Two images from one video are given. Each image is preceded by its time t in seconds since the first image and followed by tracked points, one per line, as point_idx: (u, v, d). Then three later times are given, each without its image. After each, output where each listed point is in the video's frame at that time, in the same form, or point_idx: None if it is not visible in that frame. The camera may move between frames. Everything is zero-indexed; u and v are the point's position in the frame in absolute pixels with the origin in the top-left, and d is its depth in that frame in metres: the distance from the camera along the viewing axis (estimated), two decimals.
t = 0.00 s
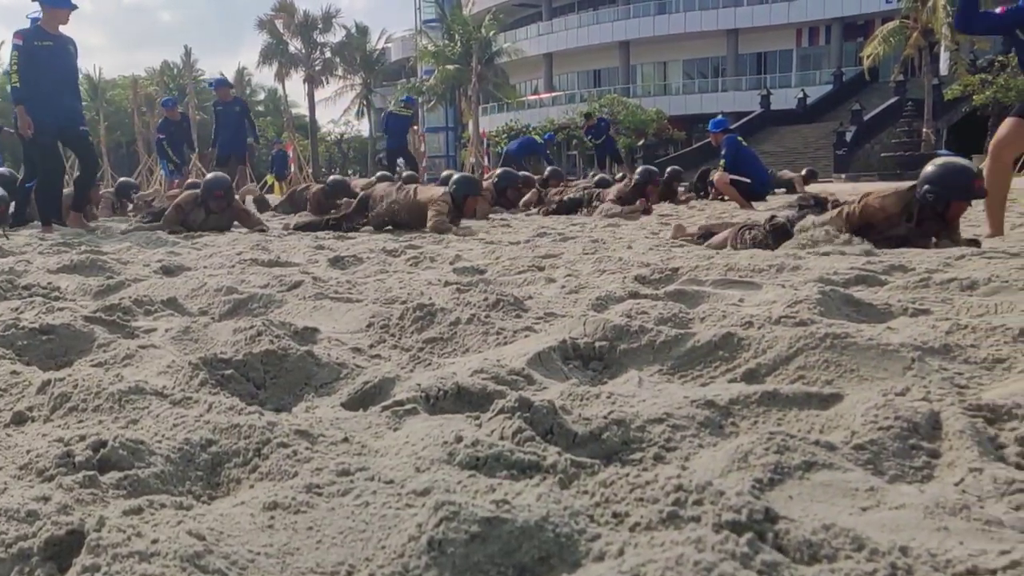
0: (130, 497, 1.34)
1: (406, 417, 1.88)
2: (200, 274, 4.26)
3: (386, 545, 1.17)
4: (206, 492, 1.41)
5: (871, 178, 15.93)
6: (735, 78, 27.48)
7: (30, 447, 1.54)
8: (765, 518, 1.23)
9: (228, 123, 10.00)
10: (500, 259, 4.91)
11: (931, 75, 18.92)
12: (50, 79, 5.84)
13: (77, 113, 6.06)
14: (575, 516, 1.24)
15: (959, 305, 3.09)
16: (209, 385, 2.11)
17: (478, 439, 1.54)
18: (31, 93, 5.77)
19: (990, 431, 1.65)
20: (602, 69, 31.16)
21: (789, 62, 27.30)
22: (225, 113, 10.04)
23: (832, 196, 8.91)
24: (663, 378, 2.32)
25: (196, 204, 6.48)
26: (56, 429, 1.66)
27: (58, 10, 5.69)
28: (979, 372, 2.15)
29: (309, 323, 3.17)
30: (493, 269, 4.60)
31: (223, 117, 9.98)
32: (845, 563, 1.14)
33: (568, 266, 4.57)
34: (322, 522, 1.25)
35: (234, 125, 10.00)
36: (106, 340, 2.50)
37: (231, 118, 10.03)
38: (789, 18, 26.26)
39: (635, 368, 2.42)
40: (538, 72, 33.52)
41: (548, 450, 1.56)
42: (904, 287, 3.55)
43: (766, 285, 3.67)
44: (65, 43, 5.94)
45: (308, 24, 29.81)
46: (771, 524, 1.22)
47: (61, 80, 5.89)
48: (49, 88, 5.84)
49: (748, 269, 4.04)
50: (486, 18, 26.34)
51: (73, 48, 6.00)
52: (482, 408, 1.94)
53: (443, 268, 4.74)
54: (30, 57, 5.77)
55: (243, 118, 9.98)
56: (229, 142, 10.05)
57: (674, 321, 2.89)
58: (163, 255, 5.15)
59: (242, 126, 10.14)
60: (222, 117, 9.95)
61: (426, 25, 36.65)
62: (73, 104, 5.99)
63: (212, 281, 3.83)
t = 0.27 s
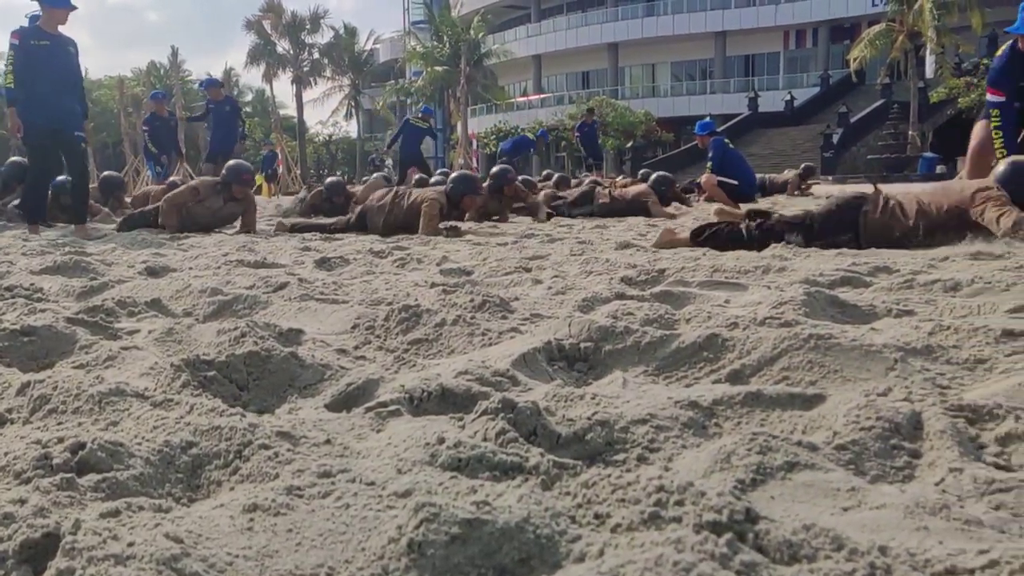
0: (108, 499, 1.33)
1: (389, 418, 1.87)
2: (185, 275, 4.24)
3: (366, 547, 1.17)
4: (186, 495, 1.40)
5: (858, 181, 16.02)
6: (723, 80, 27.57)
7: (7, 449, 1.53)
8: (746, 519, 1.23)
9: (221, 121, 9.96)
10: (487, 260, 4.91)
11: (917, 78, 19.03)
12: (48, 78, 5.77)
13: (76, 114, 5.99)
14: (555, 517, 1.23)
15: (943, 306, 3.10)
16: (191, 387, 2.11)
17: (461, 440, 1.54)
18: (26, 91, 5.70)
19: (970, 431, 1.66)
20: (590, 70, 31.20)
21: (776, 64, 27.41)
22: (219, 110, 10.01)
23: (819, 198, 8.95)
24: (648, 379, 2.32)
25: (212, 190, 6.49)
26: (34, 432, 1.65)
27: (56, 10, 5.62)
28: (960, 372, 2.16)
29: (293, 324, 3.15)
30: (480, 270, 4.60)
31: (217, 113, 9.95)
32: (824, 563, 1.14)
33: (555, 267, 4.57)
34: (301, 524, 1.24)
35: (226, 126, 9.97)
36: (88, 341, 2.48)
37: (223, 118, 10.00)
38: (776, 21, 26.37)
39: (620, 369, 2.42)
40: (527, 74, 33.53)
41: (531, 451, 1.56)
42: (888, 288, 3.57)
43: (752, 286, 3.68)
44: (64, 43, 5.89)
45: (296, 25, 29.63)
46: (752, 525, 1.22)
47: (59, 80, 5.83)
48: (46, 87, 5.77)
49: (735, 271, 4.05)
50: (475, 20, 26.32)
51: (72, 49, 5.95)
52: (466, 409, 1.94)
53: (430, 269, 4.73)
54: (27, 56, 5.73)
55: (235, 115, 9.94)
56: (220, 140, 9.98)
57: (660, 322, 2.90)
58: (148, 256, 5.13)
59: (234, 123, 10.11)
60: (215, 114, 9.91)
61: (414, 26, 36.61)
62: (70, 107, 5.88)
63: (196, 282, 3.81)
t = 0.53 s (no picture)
0: (83, 508, 1.33)
1: (369, 424, 1.86)
2: (165, 278, 4.21)
3: (345, 554, 1.16)
4: (162, 502, 1.39)
5: (839, 184, 16.13)
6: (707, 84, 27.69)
7: None
8: (724, 524, 1.24)
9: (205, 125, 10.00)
10: (471, 263, 4.90)
11: (898, 82, 19.19)
12: (44, 77, 5.66)
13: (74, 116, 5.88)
14: (534, 523, 1.23)
15: (921, 309, 3.13)
16: (169, 393, 2.10)
17: (440, 445, 1.53)
18: (22, 89, 5.59)
19: (947, 435, 1.67)
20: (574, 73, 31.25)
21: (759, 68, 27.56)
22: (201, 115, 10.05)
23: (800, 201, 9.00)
24: (629, 383, 2.32)
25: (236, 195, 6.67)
26: (9, 439, 1.64)
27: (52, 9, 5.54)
28: (938, 376, 2.17)
29: (275, 328, 3.14)
30: (463, 273, 4.59)
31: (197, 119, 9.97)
32: (801, 568, 1.14)
33: (538, 270, 4.57)
34: (278, 531, 1.23)
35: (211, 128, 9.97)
36: (66, 346, 2.47)
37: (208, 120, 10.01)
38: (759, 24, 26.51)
39: (601, 373, 2.42)
40: (511, 76, 33.54)
41: (511, 457, 1.56)
42: (868, 292, 3.59)
43: (734, 289, 3.70)
44: (65, 43, 5.80)
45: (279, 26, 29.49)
46: (729, 530, 1.22)
47: (57, 80, 5.73)
48: (43, 86, 5.67)
49: (717, 274, 4.07)
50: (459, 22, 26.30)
51: (73, 48, 5.86)
52: (446, 414, 1.93)
53: (413, 272, 4.72)
54: (24, 54, 5.63)
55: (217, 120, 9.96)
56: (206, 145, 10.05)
57: (642, 326, 2.90)
58: (128, 259, 5.09)
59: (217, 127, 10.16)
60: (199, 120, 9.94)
61: (399, 28, 36.52)
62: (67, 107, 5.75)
63: (177, 285, 3.79)
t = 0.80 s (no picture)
0: (48, 517, 1.33)
1: (343, 430, 1.85)
2: (140, 282, 4.18)
3: (312, 563, 1.16)
4: (129, 511, 1.40)
5: (817, 187, 16.26)
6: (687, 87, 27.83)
7: None
8: (694, 529, 1.25)
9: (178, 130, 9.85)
10: (449, 267, 4.90)
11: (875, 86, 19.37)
12: (27, 77, 5.75)
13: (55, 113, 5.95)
14: (504, 530, 1.23)
15: (895, 313, 3.16)
16: (140, 400, 2.09)
17: (413, 452, 1.53)
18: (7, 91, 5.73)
19: (917, 439, 1.69)
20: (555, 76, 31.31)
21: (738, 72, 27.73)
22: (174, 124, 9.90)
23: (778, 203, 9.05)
24: (605, 387, 2.32)
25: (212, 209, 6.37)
26: None
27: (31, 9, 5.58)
28: (909, 380, 2.20)
29: (250, 332, 3.12)
30: (442, 276, 4.58)
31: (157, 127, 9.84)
32: (769, 573, 1.15)
33: (517, 274, 4.57)
34: (246, 540, 1.23)
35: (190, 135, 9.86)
36: (36, 352, 2.45)
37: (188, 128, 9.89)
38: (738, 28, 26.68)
39: (577, 378, 2.43)
40: (492, 79, 33.56)
41: (484, 463, 1.56)
42: (843, 295, 3.62)
43: (710, 293, 3.72)
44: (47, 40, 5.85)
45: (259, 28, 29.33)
46: (699, 536, 1.23)
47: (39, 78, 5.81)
48: (26, 84, 5.76)
49: (694, 277, 4.09)
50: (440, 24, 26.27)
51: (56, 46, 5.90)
52: (420, 419, 1.93)
53: (391, 275, 4.71)
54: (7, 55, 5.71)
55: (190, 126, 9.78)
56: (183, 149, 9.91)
57: (619, 330, 2.91)
58: (102, 262, 5.04)
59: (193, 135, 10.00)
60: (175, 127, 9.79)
61: (379, 30, 36.42)
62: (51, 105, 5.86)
63: (151, 289, 3.76)
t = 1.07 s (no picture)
0: (10, 526, 1.37)
1: (313, 434, 1.85)
2: (112, 285, 4.15)
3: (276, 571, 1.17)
4: (94, 518, 1.43)
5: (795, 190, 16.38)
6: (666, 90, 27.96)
7: None
8: (659, 534, 1.26)
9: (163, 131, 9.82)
10: (426, 270, 4.89)
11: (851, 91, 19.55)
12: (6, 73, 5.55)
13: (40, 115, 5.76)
14: (469, 536, 1.25)
15: (867, 316, 3.19)
16: (107, 406, 2.08)
17: (382, 457, 1.53)
18: None
19: (883, 441, 1.70)
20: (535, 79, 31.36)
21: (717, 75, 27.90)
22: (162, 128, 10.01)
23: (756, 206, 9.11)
24: (578, 391, 2.33)
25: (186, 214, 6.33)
26: None
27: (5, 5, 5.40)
28: (878, 383, 2.22)
29: (223, 337, 3.11)
30: (419, 280, 4.58)
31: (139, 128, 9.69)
32: None
33: (494, 277, 4.57)
34: (210, 549, 1.24)
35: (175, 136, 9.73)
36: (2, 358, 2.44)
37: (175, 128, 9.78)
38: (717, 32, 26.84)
39: (551, 382, 2.43)
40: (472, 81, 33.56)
41: (453, 468, 1.56)
42: (817, 298, 3.65)
43: (685, 296, 3.74)
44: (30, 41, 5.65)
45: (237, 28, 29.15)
46: (663, 541, 1.25)
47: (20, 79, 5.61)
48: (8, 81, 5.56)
49: (669, 280, 4.11)
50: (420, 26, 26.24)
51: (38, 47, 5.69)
52: (392, 424, 1.92)
53: (367, 278, 4.70)
54: None
55: (179, 124, 9.77)
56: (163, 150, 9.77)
57: (593, 334, 2.92)
58: (75, 265, 4.99)
59: (180, 140, 10.20)
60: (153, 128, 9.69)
61: (359, 32, 36.31)
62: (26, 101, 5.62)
63: (123, 293, 3.73)
